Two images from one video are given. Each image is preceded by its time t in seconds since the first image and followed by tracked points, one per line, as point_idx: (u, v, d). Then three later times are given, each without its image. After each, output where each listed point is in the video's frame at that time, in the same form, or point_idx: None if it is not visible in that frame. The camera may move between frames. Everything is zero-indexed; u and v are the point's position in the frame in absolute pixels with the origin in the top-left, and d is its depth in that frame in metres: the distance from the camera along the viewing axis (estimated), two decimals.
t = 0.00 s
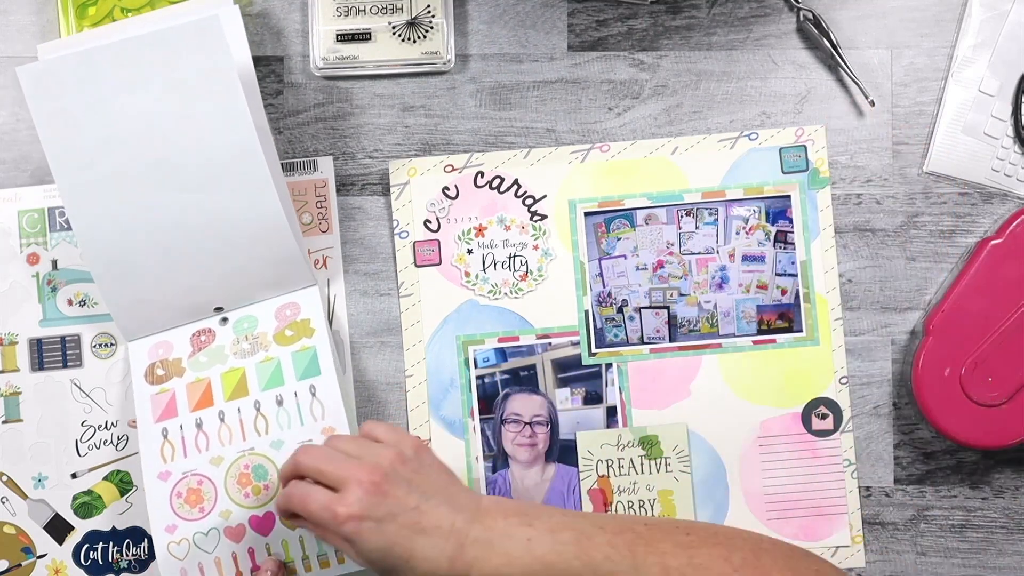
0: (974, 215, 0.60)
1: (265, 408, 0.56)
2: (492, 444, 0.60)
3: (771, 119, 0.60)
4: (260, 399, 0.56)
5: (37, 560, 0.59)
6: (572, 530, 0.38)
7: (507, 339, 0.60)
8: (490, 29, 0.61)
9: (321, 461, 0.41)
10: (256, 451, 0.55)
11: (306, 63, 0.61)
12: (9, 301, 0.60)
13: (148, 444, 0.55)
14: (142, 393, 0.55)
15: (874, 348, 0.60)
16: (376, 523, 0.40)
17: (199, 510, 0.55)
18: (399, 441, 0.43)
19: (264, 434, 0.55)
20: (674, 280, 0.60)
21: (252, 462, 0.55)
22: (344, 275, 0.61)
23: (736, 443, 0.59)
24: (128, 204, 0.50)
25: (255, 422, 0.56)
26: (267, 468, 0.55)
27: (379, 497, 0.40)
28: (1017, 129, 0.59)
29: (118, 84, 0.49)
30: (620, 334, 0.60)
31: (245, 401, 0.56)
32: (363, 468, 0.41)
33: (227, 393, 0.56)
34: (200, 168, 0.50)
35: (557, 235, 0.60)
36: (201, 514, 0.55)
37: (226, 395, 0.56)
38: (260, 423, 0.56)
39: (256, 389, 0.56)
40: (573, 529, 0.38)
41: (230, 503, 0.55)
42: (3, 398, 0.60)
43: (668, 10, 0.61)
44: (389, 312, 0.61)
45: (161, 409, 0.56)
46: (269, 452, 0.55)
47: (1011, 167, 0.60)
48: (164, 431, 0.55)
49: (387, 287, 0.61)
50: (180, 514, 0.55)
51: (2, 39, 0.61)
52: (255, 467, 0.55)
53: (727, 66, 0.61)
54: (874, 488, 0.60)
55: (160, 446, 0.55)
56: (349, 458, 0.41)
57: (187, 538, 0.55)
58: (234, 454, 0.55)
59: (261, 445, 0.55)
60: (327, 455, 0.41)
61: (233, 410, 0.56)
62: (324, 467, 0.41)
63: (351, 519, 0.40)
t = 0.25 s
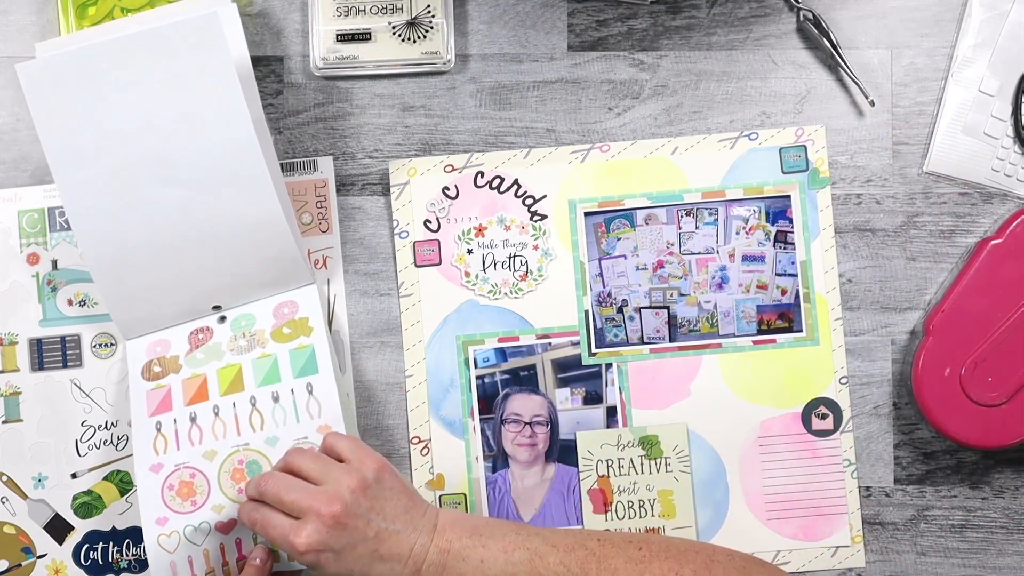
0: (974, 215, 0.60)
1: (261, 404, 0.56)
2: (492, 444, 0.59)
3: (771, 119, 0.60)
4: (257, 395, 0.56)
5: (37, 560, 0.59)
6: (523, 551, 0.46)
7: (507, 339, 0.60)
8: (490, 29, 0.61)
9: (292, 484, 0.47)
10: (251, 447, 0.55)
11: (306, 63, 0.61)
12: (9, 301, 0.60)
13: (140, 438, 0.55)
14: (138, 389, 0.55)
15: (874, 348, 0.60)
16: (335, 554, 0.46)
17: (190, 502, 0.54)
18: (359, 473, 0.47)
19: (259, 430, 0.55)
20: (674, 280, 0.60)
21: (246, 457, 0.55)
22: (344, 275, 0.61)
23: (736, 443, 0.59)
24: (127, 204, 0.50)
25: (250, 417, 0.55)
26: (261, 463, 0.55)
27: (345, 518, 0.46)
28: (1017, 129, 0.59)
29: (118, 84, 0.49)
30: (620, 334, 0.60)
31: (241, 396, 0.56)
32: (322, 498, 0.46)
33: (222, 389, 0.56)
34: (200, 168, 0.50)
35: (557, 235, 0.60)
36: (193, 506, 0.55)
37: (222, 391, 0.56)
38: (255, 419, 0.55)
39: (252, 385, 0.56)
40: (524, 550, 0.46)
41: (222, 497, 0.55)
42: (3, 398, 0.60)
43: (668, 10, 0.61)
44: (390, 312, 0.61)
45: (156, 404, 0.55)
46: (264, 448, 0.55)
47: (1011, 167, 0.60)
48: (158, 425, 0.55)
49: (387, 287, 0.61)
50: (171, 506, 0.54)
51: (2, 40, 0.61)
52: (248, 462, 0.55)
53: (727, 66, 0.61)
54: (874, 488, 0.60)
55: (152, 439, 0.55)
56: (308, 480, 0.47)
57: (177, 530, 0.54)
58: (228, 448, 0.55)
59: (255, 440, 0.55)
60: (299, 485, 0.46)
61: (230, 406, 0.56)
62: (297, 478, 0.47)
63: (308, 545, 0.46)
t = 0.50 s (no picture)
0: (974, 215, 0.60)
1: (260, 407, 0.55)
2: (492, 444, 0.60)
3: (771, 119, 0.60)
4: (256, 398, 0.55)
5: (37, 560, 0.59)
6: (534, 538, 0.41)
7: (507, 339, 0.60)
8: (490, 29, 0.61)
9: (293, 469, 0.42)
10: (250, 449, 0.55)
11: (306, 63, 0.61)
12: (9, 301, 0.60)
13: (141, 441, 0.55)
14: (138, 393, 0.55)
15: (874, 348, 0.60)
16: (341, 522, 0.41)
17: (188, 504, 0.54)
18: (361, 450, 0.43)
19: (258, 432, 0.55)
20: (674, 280, 0.60)
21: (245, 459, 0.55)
22: (344, 275, 0.61)
23: (735, 443, 0.59)
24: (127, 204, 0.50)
25: (250, 420, 0.55)
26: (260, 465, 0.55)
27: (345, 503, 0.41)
28: (1017, 129, 0.59)
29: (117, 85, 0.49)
30: (620, 334, 0.60)
31: (239, 399, 0.55)
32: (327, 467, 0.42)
33: (222, 393, 0.55)
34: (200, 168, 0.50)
35: (557, 235, 0.60)
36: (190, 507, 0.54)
37: (223, 395, 0.55)
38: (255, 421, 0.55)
39: (251, 387, 0.55)
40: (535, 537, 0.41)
41: (219, 498, 0.54)
42: (3, 398, 0.60)
43: (668, 10, 0.61)
44: (390, 312, 0.61)
45: (156, 409, 0.55)
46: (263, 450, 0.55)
47: (1011, 167, 0.60)
48: (158, 429, 0.55)
49: (387, 287, 0.61)
50: (168, 508, 0.54)
51: (2, 40, 0.61)
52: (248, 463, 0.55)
53: (727, 66, 0.61)
54: (874, 488, 0.60)
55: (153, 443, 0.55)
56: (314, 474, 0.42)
57: (174, 531, 0.54)
58: (227, 450, 0.55)
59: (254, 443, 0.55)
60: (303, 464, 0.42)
61: (229, 410, 0.55)
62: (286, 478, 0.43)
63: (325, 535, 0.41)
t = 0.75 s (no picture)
0: (974, 215, 0.60)
1: (258, 397, 0.55)
2: (492, 444, 0.60)
3: (771, 119, 0.60)
4: (254, 388, 0.55)
5: (37, 560, 0.59)
6: (507, 560, 0.48)
7: (507, 339, 0.60)
8: (490, 29, 0.61)
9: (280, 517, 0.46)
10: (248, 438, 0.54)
11: (306, 63, 0.61)
12: (9, 301, 0.60)
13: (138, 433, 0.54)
14: (137, 387, 0.55)
15: (874, 348, 0.60)
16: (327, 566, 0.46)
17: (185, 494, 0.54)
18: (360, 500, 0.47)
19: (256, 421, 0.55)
20: (674, 280, 0.60)
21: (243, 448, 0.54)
22: (344, 275, 0.61)
23: (735, 442, 0.59)
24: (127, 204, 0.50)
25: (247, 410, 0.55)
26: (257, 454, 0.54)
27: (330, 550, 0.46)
28: (1017, 129, 0.59)
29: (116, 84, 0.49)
30: (620, 334, 0.60)
31: (238, 390, 0.55)
32: (317, 519, 0.46)
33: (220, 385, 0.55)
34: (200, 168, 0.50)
35: (557, 235, 0.60)
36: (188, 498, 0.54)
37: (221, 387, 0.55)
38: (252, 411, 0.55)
39: (250, 379, 0.55)
40: (508, 558, 0.48)
41: (217, 487, 0.54)
42: (3, 398, 0.60)
43: (668, 10, 0.61)
44: (390, 312, 0.61)
45: (156, 403, 0.55)
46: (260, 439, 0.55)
47: (1011, 167, 0.60)
48: (155, 421, 0.54)
49: (387, 287, 0.61)
50: (165, 498, 0.54)
51: (2, 40, 0.61)
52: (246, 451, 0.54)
53: (727, 66, 0.61)
54: (874, 488, 0.60)
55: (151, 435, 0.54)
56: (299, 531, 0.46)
57: (172, 522, 0.53)
58: (224, 440, 0.54)
59: (252, 432, 0.54)
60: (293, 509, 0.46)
61: (227, 403, 0.55)
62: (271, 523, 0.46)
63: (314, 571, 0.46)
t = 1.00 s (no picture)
0: (974, 215, 0.60)
1: (268, 414, 0.57)
2: (492, 444, 0.59)
3: (771, 119, 0.60)
4: (262, 402, 0.57)
5: (37, 560, 0.59)
6: (603, 367, 0.39)
7: (506, 339, 0.60)
8: (490, 29, 0.61)
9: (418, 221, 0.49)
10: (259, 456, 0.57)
11: (306, 63, 0.61)
12: (9, 301, 0.60)
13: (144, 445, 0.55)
14: (141, 395, 0.56)
15: (874, 347, 0.60)
16: (515, 298, 0.43)
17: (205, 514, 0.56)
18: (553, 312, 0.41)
19: (268, 441, 0.57)
20: (674, 280, 0.60)
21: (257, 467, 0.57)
22: (344, 275, 0.61)
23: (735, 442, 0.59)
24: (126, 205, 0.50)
25: (258, 426, 0.57)
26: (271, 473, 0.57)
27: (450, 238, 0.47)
28: (1017, 129, 0.59)
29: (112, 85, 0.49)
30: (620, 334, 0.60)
31: (247, 406, 0.57)
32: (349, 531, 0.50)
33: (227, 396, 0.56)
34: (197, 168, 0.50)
35: (557, 235, 0.60)
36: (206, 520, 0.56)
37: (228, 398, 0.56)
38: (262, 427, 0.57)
39: (258, 394, 0.57)
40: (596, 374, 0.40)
41: (235, 511, 0.57)
42: (3, 398, 0.60)
43: (668, 10, 0.61)
44: (390, 312, 0.60)
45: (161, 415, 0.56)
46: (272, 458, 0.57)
47: (1011, 167, 0.60)
48: (166, 436, 0.56)
49: (387, 287, 0.61)
50: (184, 521, 0.56)
51: (2, 40, 0.61)
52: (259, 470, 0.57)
53: (727, 66, 0.61)
54: (874, 488, 0.60)
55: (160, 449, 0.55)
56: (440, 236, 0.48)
57: (192, 544, 0.56)
58: (238, 461, 0.57)
59: (264, 449, 0.57)
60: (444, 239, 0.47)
61: (236, 419, 0.56)
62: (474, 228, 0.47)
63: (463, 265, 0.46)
